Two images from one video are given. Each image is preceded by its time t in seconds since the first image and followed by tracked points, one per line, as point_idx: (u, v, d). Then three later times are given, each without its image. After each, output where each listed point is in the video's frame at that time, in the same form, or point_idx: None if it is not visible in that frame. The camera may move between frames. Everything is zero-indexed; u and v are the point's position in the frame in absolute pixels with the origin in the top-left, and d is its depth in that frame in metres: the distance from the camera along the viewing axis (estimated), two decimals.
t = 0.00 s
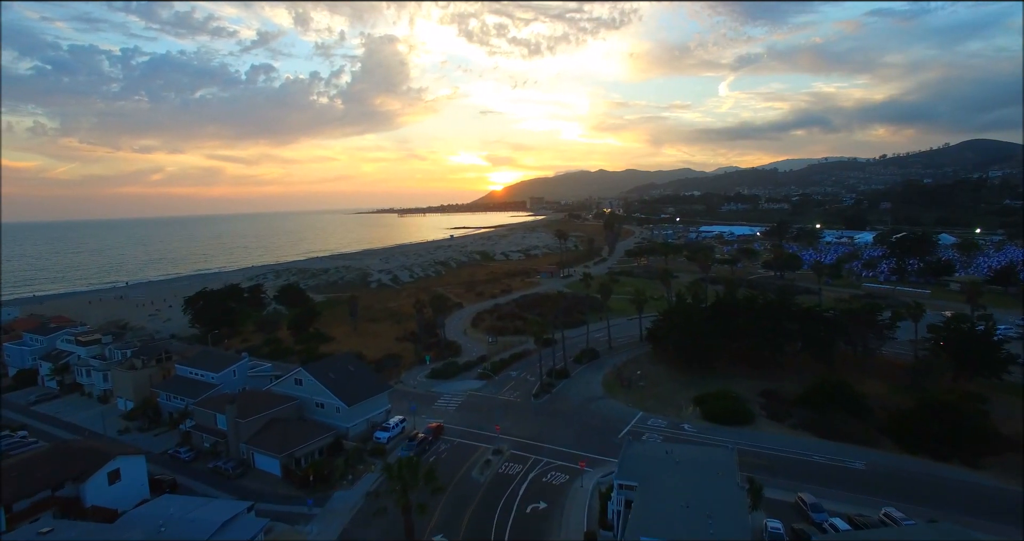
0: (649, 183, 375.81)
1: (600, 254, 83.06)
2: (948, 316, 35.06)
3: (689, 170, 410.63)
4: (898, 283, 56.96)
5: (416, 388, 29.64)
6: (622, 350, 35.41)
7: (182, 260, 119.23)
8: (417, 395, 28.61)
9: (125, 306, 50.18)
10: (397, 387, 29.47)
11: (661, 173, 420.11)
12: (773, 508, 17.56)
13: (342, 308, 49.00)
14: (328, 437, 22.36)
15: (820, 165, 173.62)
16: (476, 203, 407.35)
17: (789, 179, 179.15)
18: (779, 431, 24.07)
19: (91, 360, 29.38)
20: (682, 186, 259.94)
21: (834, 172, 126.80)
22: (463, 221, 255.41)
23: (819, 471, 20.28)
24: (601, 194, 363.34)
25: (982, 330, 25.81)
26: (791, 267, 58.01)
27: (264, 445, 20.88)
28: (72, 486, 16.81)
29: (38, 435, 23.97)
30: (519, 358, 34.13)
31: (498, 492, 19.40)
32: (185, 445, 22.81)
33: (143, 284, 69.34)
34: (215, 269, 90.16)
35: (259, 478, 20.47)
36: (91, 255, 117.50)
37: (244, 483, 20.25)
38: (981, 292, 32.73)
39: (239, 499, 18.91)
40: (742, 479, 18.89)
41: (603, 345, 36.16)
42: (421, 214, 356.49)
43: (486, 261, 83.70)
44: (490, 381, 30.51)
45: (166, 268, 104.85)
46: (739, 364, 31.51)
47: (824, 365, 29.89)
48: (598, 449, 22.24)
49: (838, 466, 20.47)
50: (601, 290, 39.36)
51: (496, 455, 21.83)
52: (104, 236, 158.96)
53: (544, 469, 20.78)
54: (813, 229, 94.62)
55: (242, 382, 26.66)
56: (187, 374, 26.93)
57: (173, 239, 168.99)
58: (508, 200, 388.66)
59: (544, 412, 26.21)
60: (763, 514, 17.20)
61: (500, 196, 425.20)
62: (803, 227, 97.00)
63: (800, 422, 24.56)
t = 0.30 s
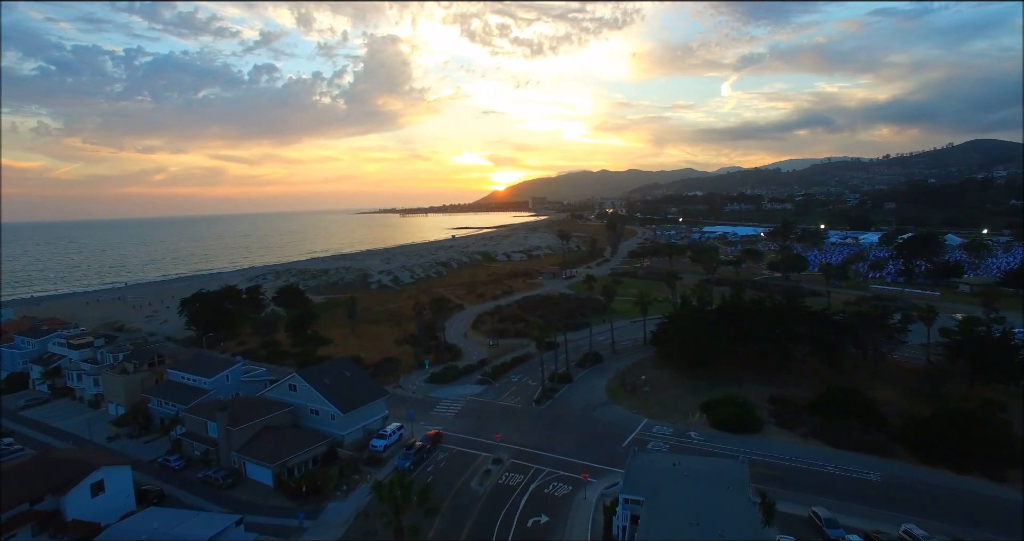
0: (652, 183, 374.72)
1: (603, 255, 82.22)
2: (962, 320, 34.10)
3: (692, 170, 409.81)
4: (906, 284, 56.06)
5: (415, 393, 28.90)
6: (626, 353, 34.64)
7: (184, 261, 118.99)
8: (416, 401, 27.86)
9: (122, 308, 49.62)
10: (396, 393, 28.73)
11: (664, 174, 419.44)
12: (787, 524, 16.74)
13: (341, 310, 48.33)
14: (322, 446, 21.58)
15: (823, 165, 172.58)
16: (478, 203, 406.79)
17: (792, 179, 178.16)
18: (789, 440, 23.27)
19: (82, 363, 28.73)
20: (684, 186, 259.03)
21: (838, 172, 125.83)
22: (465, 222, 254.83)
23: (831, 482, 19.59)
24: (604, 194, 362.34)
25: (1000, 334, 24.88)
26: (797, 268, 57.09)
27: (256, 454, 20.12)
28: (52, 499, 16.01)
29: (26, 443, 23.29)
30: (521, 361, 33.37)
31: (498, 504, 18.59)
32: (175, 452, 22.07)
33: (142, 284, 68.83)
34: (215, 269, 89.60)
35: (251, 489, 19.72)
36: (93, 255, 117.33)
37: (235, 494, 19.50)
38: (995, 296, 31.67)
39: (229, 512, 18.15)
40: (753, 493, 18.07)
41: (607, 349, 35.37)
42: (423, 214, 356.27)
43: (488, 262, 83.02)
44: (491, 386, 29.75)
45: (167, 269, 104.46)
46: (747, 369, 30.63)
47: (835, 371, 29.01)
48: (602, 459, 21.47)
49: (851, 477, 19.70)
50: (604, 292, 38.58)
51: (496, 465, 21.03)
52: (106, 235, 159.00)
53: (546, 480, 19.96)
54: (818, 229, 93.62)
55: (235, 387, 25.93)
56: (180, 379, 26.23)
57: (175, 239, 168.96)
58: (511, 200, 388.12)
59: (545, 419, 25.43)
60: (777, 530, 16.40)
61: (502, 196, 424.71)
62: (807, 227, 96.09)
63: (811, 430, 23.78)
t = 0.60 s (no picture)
0: (654, 182, 373.37)
1: (605, 256, 81.37)
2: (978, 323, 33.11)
3: (694, 171, 408.26)
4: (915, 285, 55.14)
5: (414, 399, 28.04)
6: (631, 358, 33.75)
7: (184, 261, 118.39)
8: (414, 407, 27.00)
9: (117, 310, 48.81)
10: (393, 399, 27.89)
11: (666, 174, 418.31)
12: None
13: (340, 312, 47.49)
14: (315, 456, 20.71)
15: (827, 165, 171.44)
16: (480, 203, 405.97)
17: (795, 179, 177.07)
18: (801, 450, 22.35)
19: (70, 368, 27.91)
20: (687, 186, 257.85)
21: (841, 171, 124.84)
22: (467, 222, 254.05)
23: (849, 498, 18.55)
24: (606, 194, 361.11)
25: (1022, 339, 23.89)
26: (804, 269, 56.14)
27: (245, 465, 19.26)
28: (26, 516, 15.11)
29: (8, 451, 22.45)
30: (522, 366, 32.49)
31: (497, 520, 17.67)
32: (162, 462, 21.22)
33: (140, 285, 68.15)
34: (215, 270, 88.91)
35: (239, 502, 18.83)
36: (92, 254, 116.65)
37: (223, 508, 18.63)
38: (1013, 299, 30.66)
39: (215, 528, 17.27)
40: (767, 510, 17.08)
41: (610, 353, 34.46)
42: (425, 214, 355.74)
43: (489, 263, 82.20)
44: (491, 392, 28.87)
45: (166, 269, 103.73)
46: (756, 374, 29.69)
47: (847, 377, 28.05)
48: (606, 470, 20.54)
49: (868, 491, 18.78)
50: (608, 294, 37.68)
51: (496, 477, 20.11)
52: (107, 235, 158.53)
53: (548, 494, 19.04)
54: (823, 230, 92.57)
55: (227, 394, 25.08)
56: (169, 385, 25.37)
57: (176, 239, 168.38)
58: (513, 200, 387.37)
59: (548, 427, 24.56)
60: None
61: (504, 196, 423.93)
62: (812, 228, 95.07)
63: (824, 440, 22.82)
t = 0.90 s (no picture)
0: (656, 182, 372.55)
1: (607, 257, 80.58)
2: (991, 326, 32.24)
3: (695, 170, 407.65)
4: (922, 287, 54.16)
5: (411, 405, 27.28)
6: (634, 362, 32.96)
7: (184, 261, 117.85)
8: (411, 414, 26.22)
9: (112, 311, 48.09)
10: (390, 405, 27.12)
11: (667, 174, 417.59)
12: None
13: (338, 314, 46.73)
14: (307, 466, 19.94)
15: (829, 165, 170.66)
16: (481, 203, 405.24)
17: (798, 179, 176.19)
18: (812, 459, 21.55)
19: (59, 372, 27.20)
20: (689, 186, 256.94)
21: (844, 171, 123.93)
22: (468, 222, 253.29)
23: (866, 512, 17.71)
24: (608, 194, 360.37)
25: None
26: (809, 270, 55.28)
27: (234, 476, 18.50)
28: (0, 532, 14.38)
29: None
30: (523, 370, 31.70)
31: (496, 534, 16.87)
32: (149, 472, 20.47)
33: (136, 286, 67.46)
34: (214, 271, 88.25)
35: (227, 515, 18.06)
36: (92, 254, 116.08)
37: (210, 520, 17.87)
38: None
39: None
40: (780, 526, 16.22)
41: (613, 357, 33.66)
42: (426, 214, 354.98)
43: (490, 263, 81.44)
44: (491, 397, 28.07)
45: (166, 269, 103.14)
46: (764, 380, 28.86)
47: (858, 382, 27.20)
48: (610, 481, 19.74)
49: (885, 504, 17.98)
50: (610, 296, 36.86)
51: (495, 488, 19.31)
52: (107, 235, 158.11)
53: (549, 506, 18.24)
54: (827, 230, 91.69)
55: (218, 400, 24.33)
56: (159, 391, 24.62)
57: (176, 239, 167.81)
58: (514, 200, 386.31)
59: (549, 435, 23.77)
60: None
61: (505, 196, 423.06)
62: (816, 228, 94.19)
63: (836, 450, 21.95)
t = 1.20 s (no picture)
0: (658, 182, 371.54)
1: (609, 258, 79.72)
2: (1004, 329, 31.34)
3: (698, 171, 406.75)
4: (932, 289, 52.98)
5: (409, 412, 26.53)
6: (637, 366, 32.18)
7: (184, 261, 117.43)
8: (408, 421, 25.44)
9: (106, 314, 47.28)
10: (387, 412, 26.35)
11: (669, 174, 416.68)
12: None
13: (335, 316, 45.96)
14: (299, 478, 19.15)
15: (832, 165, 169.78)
16: (483, 203, 404.97)
17: (800, 179, 175.27)
18: (824, 471, 20.71)
19: (45, 378, 26.40)
20: (691, 187, 256.32)
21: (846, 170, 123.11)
22: (469, 222, 252.79)
23: (885, 532, 16.90)
24: (610, 194, 359.43)
25: None
26: (814, 272, 54.44)
27: (221, 489, 17.71)
28: None
29: None
30: (523, 375, 30.91)
31: None
32: (134, 484, 19.64)
33: (134, 288, 66.86)
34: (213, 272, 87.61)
35: (214, 530, 17.27)
36: (93, 254, 115.80)
37: (195, 536, 17.09)
38: None
39: None
40: None
41: (616, 362, 32.85)
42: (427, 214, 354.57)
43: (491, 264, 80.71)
44: (490, 403, 27.29)
45: (165, 270, 102.58)
46: (772, 386, 28.00)
47: (869, 389, 26.32)
48: (614, 494, 18.92)
49: (903, 520, 17.10)
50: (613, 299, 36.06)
51: (494, 502, 18.52)
52: (108, 234, 157.72)
53: (549, 521, 17.42)
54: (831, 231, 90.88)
55: (207, 408, 23.52)
56: (147, 398, 23.81)
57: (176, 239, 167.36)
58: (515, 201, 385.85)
59: (550, 443, 22.97)
60: None
61: (507, 196, 422.73)
62: (820, 229, 93.36)
63: (849, 460, 21.12)
